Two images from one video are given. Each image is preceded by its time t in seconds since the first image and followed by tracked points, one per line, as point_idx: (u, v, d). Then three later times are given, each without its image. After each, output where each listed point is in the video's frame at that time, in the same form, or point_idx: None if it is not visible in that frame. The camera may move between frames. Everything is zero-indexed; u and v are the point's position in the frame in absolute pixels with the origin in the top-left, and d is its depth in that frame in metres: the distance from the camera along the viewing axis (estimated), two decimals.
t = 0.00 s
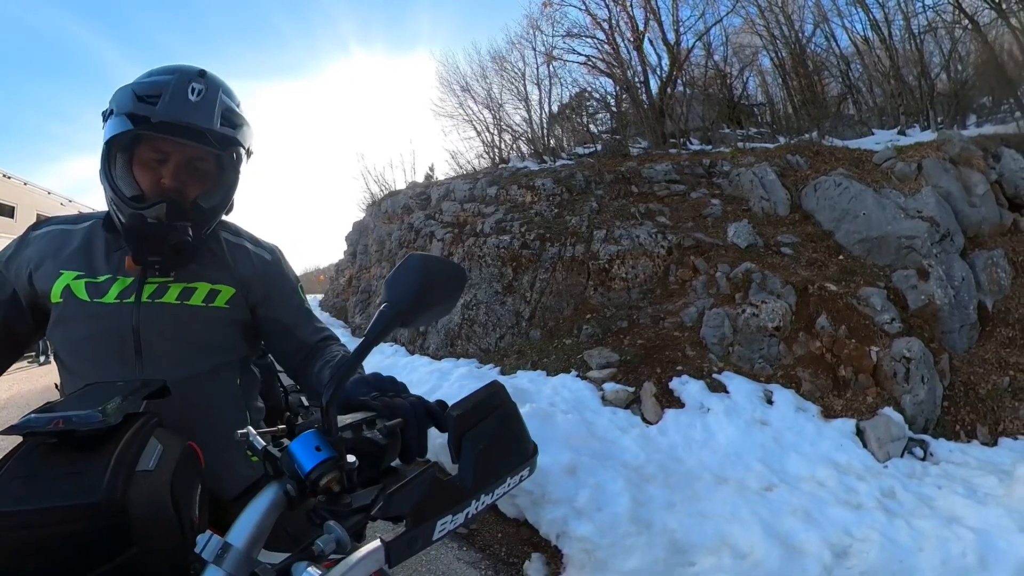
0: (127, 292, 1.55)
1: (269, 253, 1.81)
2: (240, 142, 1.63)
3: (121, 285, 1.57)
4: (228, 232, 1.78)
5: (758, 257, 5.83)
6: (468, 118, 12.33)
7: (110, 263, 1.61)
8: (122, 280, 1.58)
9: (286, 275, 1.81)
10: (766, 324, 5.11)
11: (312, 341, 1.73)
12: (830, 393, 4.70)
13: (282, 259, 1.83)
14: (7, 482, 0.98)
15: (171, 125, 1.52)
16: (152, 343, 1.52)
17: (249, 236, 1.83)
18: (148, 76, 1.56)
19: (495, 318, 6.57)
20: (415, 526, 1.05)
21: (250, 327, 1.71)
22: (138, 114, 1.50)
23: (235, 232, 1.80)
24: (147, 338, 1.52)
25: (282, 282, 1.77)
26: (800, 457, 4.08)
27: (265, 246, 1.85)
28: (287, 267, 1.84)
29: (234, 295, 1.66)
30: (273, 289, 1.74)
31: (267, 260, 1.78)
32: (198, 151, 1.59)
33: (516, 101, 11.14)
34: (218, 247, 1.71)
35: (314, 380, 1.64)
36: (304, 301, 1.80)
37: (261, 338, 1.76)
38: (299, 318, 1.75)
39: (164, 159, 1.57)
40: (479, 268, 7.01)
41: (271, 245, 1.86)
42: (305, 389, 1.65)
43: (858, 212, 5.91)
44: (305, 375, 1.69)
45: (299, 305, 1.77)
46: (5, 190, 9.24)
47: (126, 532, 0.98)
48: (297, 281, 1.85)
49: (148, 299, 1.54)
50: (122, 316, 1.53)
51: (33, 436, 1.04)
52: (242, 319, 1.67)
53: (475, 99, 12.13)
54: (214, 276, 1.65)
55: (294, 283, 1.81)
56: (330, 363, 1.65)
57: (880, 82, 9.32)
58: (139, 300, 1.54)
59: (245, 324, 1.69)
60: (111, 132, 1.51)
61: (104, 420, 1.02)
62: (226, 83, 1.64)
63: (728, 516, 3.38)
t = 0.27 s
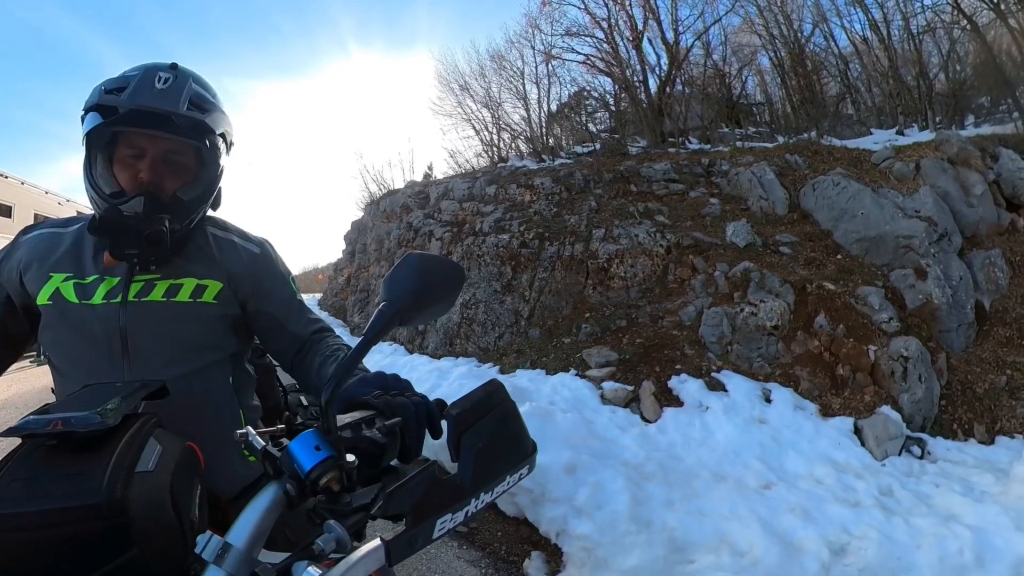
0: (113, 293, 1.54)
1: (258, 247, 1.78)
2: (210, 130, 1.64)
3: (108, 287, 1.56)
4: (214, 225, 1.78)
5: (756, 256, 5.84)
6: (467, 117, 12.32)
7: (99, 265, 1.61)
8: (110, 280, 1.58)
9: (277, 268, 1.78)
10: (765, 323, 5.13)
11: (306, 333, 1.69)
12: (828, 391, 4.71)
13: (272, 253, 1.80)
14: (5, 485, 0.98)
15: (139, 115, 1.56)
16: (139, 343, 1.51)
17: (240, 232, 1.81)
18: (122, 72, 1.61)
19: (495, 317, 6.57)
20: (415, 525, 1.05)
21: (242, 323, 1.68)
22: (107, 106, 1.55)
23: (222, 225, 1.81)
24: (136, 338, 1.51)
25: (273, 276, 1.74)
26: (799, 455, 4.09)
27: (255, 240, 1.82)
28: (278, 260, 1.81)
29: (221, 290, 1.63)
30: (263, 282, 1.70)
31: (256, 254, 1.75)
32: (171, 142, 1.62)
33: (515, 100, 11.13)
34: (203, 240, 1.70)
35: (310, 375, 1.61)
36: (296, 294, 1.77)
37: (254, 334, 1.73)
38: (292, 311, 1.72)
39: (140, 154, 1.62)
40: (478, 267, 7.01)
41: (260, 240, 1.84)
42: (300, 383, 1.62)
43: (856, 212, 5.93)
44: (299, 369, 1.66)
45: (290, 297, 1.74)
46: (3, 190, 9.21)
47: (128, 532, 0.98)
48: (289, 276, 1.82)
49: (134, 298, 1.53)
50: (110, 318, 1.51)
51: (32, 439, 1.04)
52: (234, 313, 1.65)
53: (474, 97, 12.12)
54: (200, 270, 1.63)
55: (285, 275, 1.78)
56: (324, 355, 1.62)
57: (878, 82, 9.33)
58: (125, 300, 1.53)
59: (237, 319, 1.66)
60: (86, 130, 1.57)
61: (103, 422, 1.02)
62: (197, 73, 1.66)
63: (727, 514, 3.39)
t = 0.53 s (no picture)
0: (116, 292, 1.55)
1: (260, 248, 1.78)
2: (203, 124, 1.65)
3: (110, 286, 1.56)
4: (218, 227, 1.77)
5: (755, 255, 5.85)
6: (466, 116, 12.31)
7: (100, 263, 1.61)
8: (112, 280, 1.58)
9: (279, 269, 1.77)
10: (763, 323, 5.14)
11: (307, 334, 1.68)
12: (826, 390, 4.73)
13: (273, 254, 1.80)
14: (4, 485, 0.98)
15: (135, 112, 1.61)
16: (140, 343, 1.51)
17: (242, 233, 1.81)
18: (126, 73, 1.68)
19: (493, 316, 6.57)
20: (414, 524, 1.06)
21: (243, 324, 1.68)
22: (106, 104, 1.61)
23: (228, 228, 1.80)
24: (136, 337, 1.51)
25: (275, 276, 1.74)
26: (797, 453, 4.10)
27: (256, 241, 1.82)
28: (280, 261, 1.81)
29: (224, 290, 1.63)
30: (264, 283, 1.70)
31: (257, 255, 1.74)
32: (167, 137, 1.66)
33: (514, 99, 11.12)
34: (205, 242, 1.70)
35: (310, 376, 1.61)
36: (297, 294, 1.77)
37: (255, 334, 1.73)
38: (293, 312, 1.71)
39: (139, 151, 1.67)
40: (476, 266, 7.01)
41: (262, 240, 1.83)
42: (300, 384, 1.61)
43: (854, 211, 5.94)
44: (300, 370, 1.65)
45: (291, 298, 1.73)
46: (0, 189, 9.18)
47: (128, 532, 0.97)
48: (290, 277, 1.82)
49: (138, 298, 1.54)
50: (111, 318, 1.51)
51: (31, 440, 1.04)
52: (235, 314, 1.64)
53: (472, 96, 12.11)
54: (203, 271, 1.63)
55: (286, 275, 1.78)
56: (325, 356, 1.62)
57: (877, 82, 9.34)
58: (128, 300, 1.53)
59: (238, 320, 1.66)
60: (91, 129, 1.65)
61: (100, 422, 1.02)
62: (195, 71, 1.68)
63: (725, 513, 3.40)
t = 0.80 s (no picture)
0: (115, 291, 1.55)
1: (260, 247, 1.77)
2: (204, 120, 1.66)
3: (109, 285, 1.56)
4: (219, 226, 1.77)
5: (753, 254, 5.85)
6: (464, 114, 12.30)
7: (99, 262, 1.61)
8: (111, 279, 1.58)
9: (279, 268, 1.77)
10: (761, 322, 5.15)
11: (307, 334, 1.68)
12: (824, 389, 4.74)
13: (274, 254, 1.80)
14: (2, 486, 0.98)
15: (137, 107, 1.62)
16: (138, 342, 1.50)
17: (242, 232, 1.80)
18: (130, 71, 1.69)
19: (492, 315, 6.58)
20: (413, 523, 1.06)
21: (243, 323, 1.68)
22: (109, 99, 1.62)
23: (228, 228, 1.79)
24: (135, 336, 1.50)
25: (275, 275, 1.74)
26: (795, 452, 4.11)
27: (256, 240, 1.81)
28: (280, 260, 1.81)
29: (223, 290, 1.63)
30: (264, 282, 1.70)
31: (257, 254, 1.74)
32: (169, 133, 1.67)
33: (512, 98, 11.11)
34: (205, 241, 1.69)
35: (311, 375, 1.60)
36: (297, 293, 1.76)
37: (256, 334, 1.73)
38: (293, 312, 1.71)
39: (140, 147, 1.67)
40: (475, 265, 7.01)
41: (262, 240, 1.83)
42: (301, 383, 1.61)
43: (853, 211, 5.95)
44: (301, 369, 1.64)
45: (291, 297, 1.73)
46: None
47: (126, 532, 0.98)
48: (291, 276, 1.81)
49: (137, 297, 1.54)
50: (111, 318, 1.51)
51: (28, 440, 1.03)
52: (234, 314, 1.64)
53: (471, 95, 12.11)
54: (202, 271, 1.63)
55: (286, 274, 1.78)
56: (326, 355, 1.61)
57: (875, 81, 9.36)
58: (127, 299, 1.53)
59: (238, 319, 1.65)
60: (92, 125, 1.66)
61: (98, 423, 1.02)
62: (196, 68, 1.69)
63: (724, 511, 3.41)
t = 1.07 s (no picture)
0: (112, 292, 1.55)
1: (259, 248, 1.77)
2: (201, 114, 1.65)
3: (107, 285, 1.56)
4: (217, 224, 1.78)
5: (752, 253, 5.86)
6: (463, 113, 12.29)
7: (96, 262, 1.60)
8: (109, 279, 1.58)
9: (277, 268, 1.77)
10: (760, 321, 5.16)
11: (306, 334, 1.68)
12: (822, 388, 4.75)
13: (273, 254, 1.80)
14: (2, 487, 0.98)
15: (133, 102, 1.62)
16: (137, 342, 1.50)
17: (242, 232, 1.80)
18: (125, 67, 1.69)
19: (491, 314, 6.58)
20: (412, 522, 1.06)
21: (242, 323, 1.68)
22: (105, 95, 1.62)
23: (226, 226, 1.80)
24: (133, 337, 1.50)
25: (274, 275, 1.74)
26: (793, 450, 4.12)
27: (256, 240, 1.81)
28: (279, 260, 1.81)
29: (222, 291, 1.63)
30: (263, 282, 1.70)
31: (256, 254, 1.74)
32: (165, 129, 1.66)
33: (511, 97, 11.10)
34: (204, 241, 1.69)
35: (309, 376, 1.60)
36: (296, 293, 1.76)
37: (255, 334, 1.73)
38: (292, 312, 1.71)
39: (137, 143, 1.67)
40: (474, 264, 7.01)
41: (261, 239, 1.83)
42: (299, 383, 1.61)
43: (851, 210, 5.97)
44: (299, 369, 1.65)
45: (290, 297, 1.73)
46: None
47: (126, 533, 0.98)
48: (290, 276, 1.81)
49: (134, 298, 1.54)
50: (110, 319, 1.51)
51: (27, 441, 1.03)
52: (233, 314, 1.64)
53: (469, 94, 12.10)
54: (201, 272, 1.63)
55: (285, 274, 1.78)
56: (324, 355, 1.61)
57: (874, 81, 9.37)
58: (124, 300, 1.53)
59: (236, 320, 1.65)
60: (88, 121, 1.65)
61: (97, 423, 1.02)
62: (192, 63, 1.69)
63: (722, 510, 3.42)
